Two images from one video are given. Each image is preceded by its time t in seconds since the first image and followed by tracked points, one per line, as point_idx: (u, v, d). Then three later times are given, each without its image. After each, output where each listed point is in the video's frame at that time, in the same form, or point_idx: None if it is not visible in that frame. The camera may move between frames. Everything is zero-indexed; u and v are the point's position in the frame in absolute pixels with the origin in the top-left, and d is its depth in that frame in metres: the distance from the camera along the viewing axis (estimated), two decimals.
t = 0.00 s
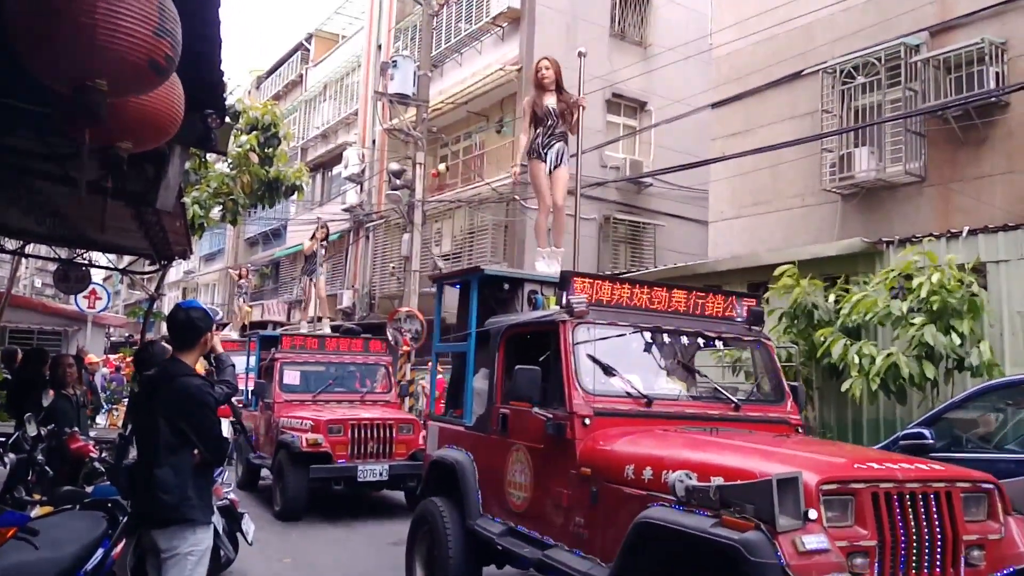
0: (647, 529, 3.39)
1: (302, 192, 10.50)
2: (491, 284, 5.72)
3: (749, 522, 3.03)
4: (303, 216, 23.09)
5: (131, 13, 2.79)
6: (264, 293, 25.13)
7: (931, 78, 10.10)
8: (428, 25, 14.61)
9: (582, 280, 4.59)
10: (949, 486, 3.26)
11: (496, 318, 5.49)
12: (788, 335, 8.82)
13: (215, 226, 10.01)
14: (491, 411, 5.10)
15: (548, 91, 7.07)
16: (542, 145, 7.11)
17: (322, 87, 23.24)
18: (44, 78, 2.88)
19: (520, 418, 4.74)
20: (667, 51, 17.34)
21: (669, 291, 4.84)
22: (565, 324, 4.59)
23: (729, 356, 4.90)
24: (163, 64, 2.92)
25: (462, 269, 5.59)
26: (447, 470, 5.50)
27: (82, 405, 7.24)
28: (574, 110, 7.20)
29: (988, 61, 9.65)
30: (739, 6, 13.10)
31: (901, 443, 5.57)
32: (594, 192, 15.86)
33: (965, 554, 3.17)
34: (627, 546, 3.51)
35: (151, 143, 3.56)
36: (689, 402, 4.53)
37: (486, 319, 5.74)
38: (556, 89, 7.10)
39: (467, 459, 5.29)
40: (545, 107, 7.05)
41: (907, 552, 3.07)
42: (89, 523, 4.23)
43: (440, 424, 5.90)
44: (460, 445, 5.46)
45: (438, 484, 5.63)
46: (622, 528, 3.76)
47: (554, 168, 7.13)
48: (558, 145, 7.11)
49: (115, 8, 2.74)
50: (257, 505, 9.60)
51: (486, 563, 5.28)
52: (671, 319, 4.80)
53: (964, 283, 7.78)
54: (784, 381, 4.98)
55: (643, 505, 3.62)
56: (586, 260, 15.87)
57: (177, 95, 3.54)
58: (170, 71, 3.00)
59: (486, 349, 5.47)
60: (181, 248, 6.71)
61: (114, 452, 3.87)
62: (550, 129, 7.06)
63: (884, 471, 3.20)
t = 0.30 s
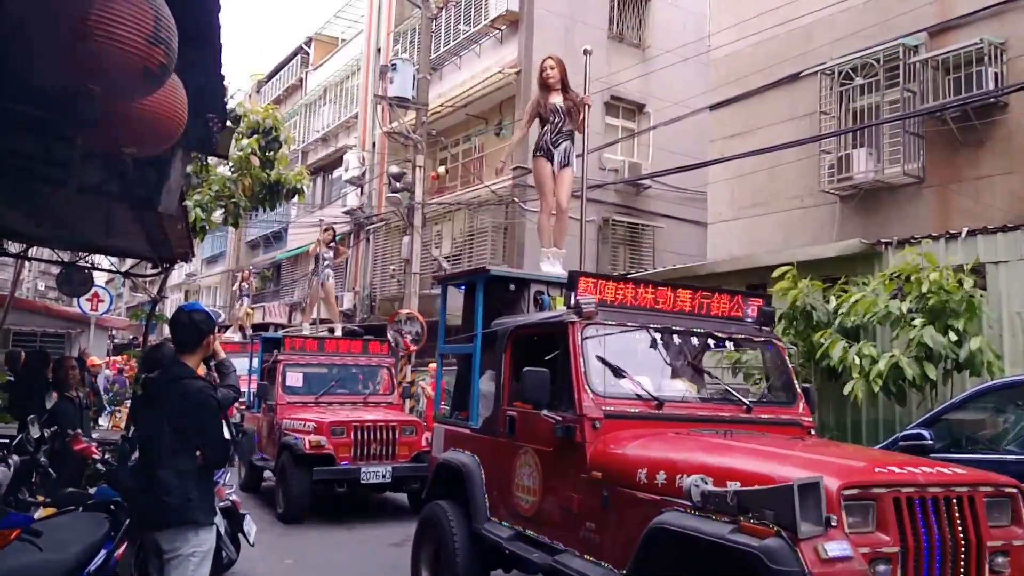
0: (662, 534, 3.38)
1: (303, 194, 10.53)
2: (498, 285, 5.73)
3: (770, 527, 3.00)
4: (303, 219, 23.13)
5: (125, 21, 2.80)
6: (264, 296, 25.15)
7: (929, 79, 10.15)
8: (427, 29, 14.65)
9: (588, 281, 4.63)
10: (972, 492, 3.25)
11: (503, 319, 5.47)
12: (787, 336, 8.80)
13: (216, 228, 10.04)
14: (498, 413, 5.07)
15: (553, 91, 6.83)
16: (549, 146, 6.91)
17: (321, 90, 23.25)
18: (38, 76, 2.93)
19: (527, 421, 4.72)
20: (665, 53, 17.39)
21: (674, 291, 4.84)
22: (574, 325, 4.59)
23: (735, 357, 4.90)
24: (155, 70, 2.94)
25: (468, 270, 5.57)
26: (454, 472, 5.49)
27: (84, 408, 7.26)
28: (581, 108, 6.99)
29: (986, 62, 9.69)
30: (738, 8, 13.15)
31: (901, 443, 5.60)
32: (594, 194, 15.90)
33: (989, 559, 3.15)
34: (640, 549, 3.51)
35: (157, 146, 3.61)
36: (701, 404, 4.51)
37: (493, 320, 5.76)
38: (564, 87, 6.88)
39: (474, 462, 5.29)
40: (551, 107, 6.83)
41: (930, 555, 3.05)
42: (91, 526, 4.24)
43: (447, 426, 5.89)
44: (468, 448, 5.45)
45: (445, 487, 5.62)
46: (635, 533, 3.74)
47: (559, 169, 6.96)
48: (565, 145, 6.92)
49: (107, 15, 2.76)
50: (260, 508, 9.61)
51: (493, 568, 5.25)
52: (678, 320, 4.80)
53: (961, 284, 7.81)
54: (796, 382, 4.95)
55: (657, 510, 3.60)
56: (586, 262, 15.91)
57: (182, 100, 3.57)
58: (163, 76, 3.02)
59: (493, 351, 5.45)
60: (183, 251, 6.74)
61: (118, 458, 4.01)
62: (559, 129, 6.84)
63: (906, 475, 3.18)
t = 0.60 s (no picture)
0: (677, 541, 3.31)
1: (303, 194, 10.54)
2: (504, 284, 5.48)
3: (792, 535, 2.92)
4: (303, 219, 23.16)
5: (132, 18, 2.80)
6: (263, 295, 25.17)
7: (929, 84, 10.14)
8: (429, 29, 14.63)
9: (600, 280, 4.45)
10: (994, 497, 3.20)
11: (510, 319, 5.27)
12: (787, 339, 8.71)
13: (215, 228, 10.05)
14: (505, 416, 4.90)
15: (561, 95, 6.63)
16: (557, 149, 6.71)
17: (323, 90, 23.25)
18: (41, 79, 2.87)
19: (535, 423, 4.57)
20: (667, 56, 17.39)
21: (683, 292, 4.64)
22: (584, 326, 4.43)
23: (752, 359, 4.69)
24: (162, 65, 2.95)
25: (475, 268, 5.33)
26: (459, 476, 5.34)
27: (81, 408, 7.26)
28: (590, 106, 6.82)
29: (984, 68, 9.66)
30: (739, 12, 13.15)
31: (899, 448, 5.59)
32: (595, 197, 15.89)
33: (1012, 567, 3.09)
34: (654, 556, 3.44)
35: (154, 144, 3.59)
36: (713, 407, 4.37)
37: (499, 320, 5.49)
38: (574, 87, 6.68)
39: (480, 466, 5.10)
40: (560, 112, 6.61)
41: (954, 564, 2.98)
42: (86, 528, 4.22)
43: (451, 429, 5.70)
44: (474, 452, 5.28)
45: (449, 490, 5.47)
46: (649, 540, 3.62)
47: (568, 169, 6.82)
48: (574, 146, 6.76)
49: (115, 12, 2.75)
50: (258, 509, 9.60)
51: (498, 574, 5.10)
52: (689, 321, 4.62)
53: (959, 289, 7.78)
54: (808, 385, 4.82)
55: (673, 517, 3.49)
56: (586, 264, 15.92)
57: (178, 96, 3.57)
58: (169, 72, 3.03)
59: (500, 352, 5.24)
60: (181, 251, 6.74)
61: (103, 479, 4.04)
62: (569, 130, 6.69)
63: (928, 481, 3.13)
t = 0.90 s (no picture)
0: (689, 546, 3.15)
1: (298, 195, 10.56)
2: (508, 282, 5.30)
3: (811, 541, 2.78)
4: (299, 219, 23.17)
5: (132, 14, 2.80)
6: (258, 296, 25.16)
7: (921, 85, 10.16)
8: (425, 30, 14.64)
9: (605, 278, 4.22)
10: (1012, 499, 3.06)
11: (513, 318, 5.04)
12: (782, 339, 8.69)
13: (209, 228, 10.04)
14: (508, 418, 4.66)
15: (566, 93, 6.67)
16: (558, 145, 6.69)
17: (318, 90, 23.24)
18: (42, 77, 2.87)
19: (540, 425, 4.34)
20: (662, 57, 17.43)
21: (685, 289, 4.43)
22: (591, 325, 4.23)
23: (759, 358, 4.49)
24: (162, 61, 2.95)
25: (477, 267, 5.15)
26: (461, 478, 5.08)
27: (72, 409, 7.24)
28: (592, 107, 6.81)
29: (976, 70, 9.71)
30: (735, 13, 13.19)
31: (892, 447, 5.59)
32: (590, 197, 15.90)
33: None
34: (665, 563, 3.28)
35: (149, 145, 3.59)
36: (724, 407, 4.18)
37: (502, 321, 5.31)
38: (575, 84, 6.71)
39: (482, 467, 4.86)
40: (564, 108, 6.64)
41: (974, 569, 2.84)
42: (78, 529, 4.23)
43: (453, 430, 5.46)
44: (475, 454, 5.01)
45: (450, 494, 5.24)
46: (661, 545, 3.43)
47: (570, 166, 6.75)
48: (575, 142, 6.72)
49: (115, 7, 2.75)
50: (253, 512, 9.57)
51: None
52: (694, 320, 4.41)
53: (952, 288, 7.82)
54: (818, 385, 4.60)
55: (685, 521, 3.30)
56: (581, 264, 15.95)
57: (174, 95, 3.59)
58: (167, 68, 3.03)
59: (503, 352, 5.03)
60: (173, 251, 6.73)
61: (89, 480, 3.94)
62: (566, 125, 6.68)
63: (947, 483, 2.98)
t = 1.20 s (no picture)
0: (698, 554, 3.10)
1: (288, 197, 10.52)
2: (506, 285, 5.29)
3: (827, 549, 2.71)
4: (289, 222, 23.13)
5: (118, 17, 2.69)
6: (248, 298, 25.09)
7: (910, 89, 10.22)
8: (416, 32, 14.63)
9: (605, 279, 4.24)
10: None
11: (512, 320, 5.01)
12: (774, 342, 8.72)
13: (199, 231, 10.00)
14: (507, 421, 4.63)
15: (564, 85, 6.40)
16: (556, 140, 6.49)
17: (308, 93, 23.19)
18: (28, 80, 2.78)
19: (541, 429, 4.30)
20: (653, 61, 17.48)
21: (684, 290, 4.42)
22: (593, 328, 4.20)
23: (762, 362, 4.48)
24: (151, 68, 2.82)
25: (474, 268, 5.14)
26: (457, 483, 5.05)
27: (61, 413, 7.17)
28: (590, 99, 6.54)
29: (964, 73, 9.77)
30: (725, 16, 13.23)
31: (881, 449, 5.59)
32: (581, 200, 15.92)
33: None
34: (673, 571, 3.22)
35: (135, 149, 3.49)
36: (727, 411, 4.15)
37: (500, 322, 5.35)
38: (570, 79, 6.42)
39: (480, 472, 4.84)
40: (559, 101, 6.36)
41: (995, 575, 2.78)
42: (67, 533, 4.17)
43: (449, 434, 5.42)
44: (473, 458, 4.98)
45: (447, 499, 5.22)
46: (666, 553, 3.40)
47: (571, 162, 6.56)
48: (574, 137, 6.51)
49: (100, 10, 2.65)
50: (244, 516, 9.52)
51: None
52: (695, 321, 4.40)
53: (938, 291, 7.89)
54: (822, 388, 4.57)
55: (692, 529, 3.26)
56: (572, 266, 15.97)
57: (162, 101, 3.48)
58: (157, 77, 2.89)
59: (502, 354, 5.04)
60: (163, 254, 6.69)
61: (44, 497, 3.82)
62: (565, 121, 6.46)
63: (964, 489, 2.91)
